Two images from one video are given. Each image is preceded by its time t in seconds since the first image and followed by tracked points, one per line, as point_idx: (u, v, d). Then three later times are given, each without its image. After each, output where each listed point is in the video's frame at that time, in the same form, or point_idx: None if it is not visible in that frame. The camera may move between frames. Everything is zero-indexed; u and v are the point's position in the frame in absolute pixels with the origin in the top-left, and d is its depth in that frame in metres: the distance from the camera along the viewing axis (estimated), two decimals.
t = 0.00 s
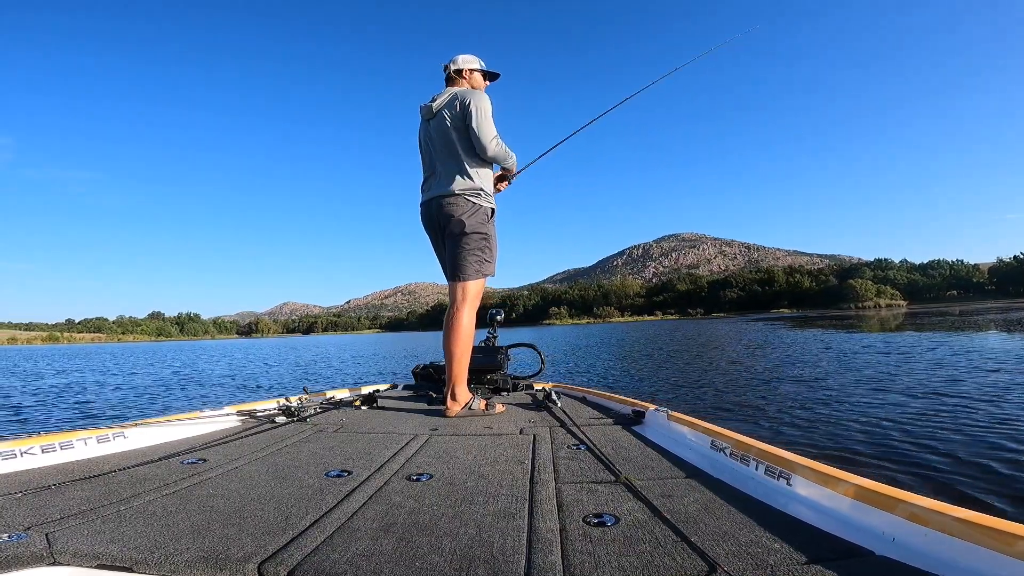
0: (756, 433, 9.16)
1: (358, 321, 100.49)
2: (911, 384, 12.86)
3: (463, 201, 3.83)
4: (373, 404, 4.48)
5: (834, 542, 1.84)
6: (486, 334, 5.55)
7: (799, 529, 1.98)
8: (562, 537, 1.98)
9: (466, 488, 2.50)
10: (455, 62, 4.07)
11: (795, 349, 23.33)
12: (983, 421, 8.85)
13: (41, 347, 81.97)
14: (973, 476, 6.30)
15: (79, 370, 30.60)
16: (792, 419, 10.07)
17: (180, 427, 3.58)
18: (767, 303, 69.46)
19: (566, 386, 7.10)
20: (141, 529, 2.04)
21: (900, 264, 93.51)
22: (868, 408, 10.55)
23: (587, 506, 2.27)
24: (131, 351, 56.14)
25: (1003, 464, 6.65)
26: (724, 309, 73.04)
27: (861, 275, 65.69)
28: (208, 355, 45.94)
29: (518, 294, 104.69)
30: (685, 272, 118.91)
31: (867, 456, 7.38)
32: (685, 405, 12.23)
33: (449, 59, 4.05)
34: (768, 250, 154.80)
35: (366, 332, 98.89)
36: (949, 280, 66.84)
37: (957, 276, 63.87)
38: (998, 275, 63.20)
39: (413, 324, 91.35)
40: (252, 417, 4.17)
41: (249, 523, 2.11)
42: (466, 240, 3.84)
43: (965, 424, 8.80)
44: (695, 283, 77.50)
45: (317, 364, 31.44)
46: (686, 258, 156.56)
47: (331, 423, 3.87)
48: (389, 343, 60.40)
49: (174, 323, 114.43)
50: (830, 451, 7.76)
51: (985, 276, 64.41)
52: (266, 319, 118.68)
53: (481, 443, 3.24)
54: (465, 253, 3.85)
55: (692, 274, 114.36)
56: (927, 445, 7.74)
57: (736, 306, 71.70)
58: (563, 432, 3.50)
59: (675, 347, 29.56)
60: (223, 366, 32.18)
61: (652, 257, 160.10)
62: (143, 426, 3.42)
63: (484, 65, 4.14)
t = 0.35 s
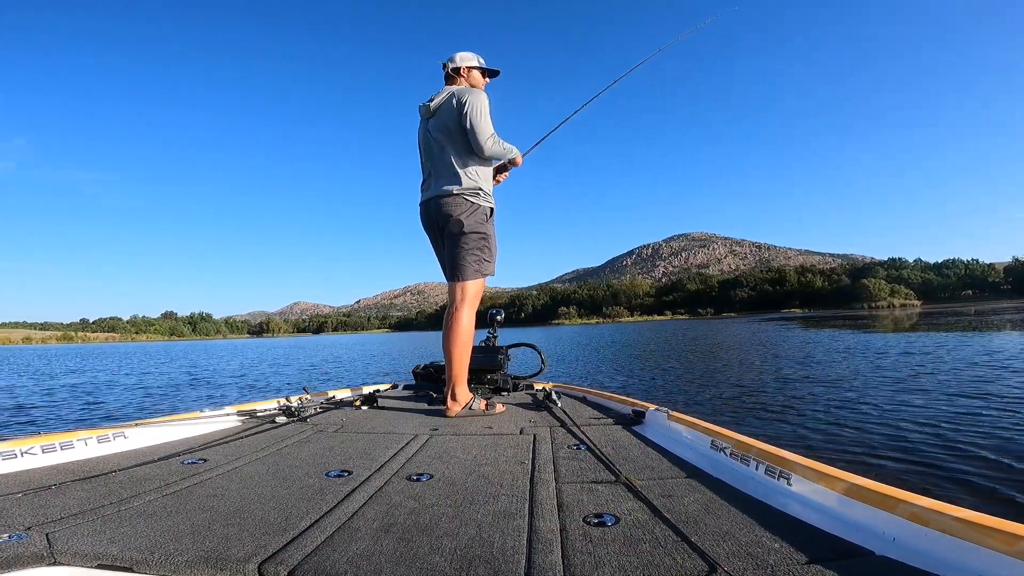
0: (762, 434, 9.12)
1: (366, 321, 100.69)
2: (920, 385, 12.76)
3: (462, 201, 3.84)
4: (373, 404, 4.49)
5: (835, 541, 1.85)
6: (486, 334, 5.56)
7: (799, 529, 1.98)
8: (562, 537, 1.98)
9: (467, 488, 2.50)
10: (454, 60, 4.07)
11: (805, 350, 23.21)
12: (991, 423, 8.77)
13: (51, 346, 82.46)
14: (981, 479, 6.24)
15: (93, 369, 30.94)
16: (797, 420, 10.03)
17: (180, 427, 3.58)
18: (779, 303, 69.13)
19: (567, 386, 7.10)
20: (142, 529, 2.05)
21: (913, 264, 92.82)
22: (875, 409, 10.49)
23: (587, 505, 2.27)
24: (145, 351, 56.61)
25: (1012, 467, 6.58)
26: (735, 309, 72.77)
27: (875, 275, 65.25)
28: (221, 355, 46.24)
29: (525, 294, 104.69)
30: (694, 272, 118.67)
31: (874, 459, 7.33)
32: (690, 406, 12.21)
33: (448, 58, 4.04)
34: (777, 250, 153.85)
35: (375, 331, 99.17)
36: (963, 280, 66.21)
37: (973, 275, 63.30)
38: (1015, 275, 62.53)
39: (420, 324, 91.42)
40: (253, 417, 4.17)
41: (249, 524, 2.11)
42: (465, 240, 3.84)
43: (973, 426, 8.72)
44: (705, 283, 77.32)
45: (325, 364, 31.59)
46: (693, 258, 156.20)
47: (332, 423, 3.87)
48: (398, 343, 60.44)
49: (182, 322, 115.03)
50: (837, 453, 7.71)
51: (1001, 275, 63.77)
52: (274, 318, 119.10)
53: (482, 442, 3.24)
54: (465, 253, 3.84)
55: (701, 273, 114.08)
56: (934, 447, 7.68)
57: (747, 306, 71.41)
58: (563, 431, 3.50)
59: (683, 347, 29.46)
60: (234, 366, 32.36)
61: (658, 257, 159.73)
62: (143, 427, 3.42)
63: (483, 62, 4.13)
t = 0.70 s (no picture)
0: (768, 436, 9.07)
1: (375, 320, 100.95)
2: (929, 386, 12.65)
3: (459, 201, 3.83)
4: (373, 404, 4.49)
5: (837, 542, 1.84)
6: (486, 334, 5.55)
7: (799, 529, 1.97)
8: (562, 536, 1.98)
9: (467, 488, 2.50)
10: (448, 59, 4.07)
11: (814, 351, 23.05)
12: (999, 425, 8.69)
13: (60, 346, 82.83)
14: (988, 483, 6.19)
15: (106, 369, 31.26)
16: (802, 421, 9.99)
17: (179, 427, 3.58)
18: (789, 302, 68.85)
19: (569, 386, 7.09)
20: (142, 529, 2.04)
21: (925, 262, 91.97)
22: (882, 411, 10.42)
23: (587, 506, 2.26)
24: (157, 352, 57.10)
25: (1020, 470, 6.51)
26: (745, 308, 72.52)
27: (888, 274, 64.71)
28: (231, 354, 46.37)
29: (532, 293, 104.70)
30: (702, 272, 118.20)
31: (880, 461, 7.28)
32: (695, 407, 12.18)
33: (442, 58, 4.04)
34: (786, 249, 153.00)
35: (383, 331, 99.28)
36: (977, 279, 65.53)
37: (987, 274, 62.61)
38: None
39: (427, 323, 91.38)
40: (253, 417, 4.17)
41: (248, 523, 2.11)
42: (463, 240, 3.84)
43: (981, 427, 8.65)
44: (715, 282, 77.00)
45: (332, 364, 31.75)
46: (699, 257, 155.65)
47: (332, 423, 3.87)
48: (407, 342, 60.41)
49: (190, 322, 115.70)
50: (842, 455, 7.66)
51: (1016, 274, 63.06)
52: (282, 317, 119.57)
53: (482, 443, 3.24)
54: (463, 253, 3.84)
55: (709, 273, 113.53)
56: (942, 449, 7.62)
57: (757, 305, 71.17)
58: (563, 432, 3.49)
59: (691, 347, 29.34)
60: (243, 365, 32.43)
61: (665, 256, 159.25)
62: (144, 427, 3.42)
63: (478, 60, 4.12)
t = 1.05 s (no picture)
0: (773, 438, 9.03)
1: (382, 320, 101.18)
2: (936, 387, 12.56)
3: (459, 201, 3.83)
4: (374, 404, 4.49)
5: (837, 543, 1.84)
6: (485, 334, 5.55)
7: (799, 529, 1.97)
8: (562, 537, 1.98)
9: (466, 488, 2.50)
10: (446, 58, 4.06)
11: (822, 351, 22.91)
12: (1006, 427, 8.63)
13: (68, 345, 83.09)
14: (994, 486, 6.14)
15: (118, 369, 31.48)
16: (806, 423, 9.95)
17: (180, 427, 3.58)
18: (800, 302, 68.52)
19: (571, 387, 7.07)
20: (142, 529, 2.05)
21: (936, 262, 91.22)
22: (887, 412, 10.37)
23: (587, 506, 2.26)
24: (169, 351, 57.37)
25: None
26: (754, 308, 72.31)
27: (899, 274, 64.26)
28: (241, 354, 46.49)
29: (539, 292, 104.68)
30: (709, 271, 117.86)
31: (884, 462, 7.26)
32: (699, 408, 12.16)
33: (441, 58, 4.04)
34: (794, 248, 151.89)
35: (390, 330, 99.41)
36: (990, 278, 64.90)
37: (1001, 273, 62.02)
38: None
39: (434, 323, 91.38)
40: (253, 417, 4.17)
41: (248, 523, 2.11)
42: (463, 240, 3.84)
43: (987, 429, 8.58)
44: (724, 282, 76.73)
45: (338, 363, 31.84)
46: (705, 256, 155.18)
47: (332, 423, 3.87)
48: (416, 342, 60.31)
49: (197, 322, 116.06)
50: (847, 457, 7.63)
51: None
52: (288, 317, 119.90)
53: (482, 443, 3.24)
54: (463, 253, 3.84)
55: (717, 272, 113.09)
56: (949, 451, 7.57)
57: (766, 305, 70.91)
58: (563, 432, 3.49)
59: (698, 347, 29.20)
60: (250, 365, 32.45)
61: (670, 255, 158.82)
62: (144, 427, 3.42)
63: (476, 60, 4.11)
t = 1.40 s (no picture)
0: (779, 439, 9.00)
1: (390, 319, 101.32)
2: (945, 388, 12.46)
3: (460, 201, 3.83)
4: (374, 404, 4.49)
5: (837, 543, 1.84)
6: (485, 334, 5.55)
7: (800, 529, 1.97)
8: (562, 537, 1.98)
9: (466, 488, 2.50)
10: (446, 57, 4.06)
11: (832, 351, 22.74)
12: (1013, 429, 8.56)
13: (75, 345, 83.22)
14: (1000, 488, 6.10)
15: (129, 368, 31.66)
16: (811, 423, 9.91)
17: (180, 427, 3.58)
18: (810, 301, 68.09)
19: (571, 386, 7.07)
20: (142, 529, 2.05)
21: (947, 261, 90.49)
22: (894, 413, 10.31)
23: (587, 506, 2.26)
24: (180, 351, 57.63)
25: None
26: (764, 307, 72.02)
27: (911, 272, 63.76)
28: (250, 353, 46.50)
29: (545, 291, 104.60)
30: (716, 271, 117.46)
31: (891, 464, 7.21)
32: (704, 408, 12.13)
33: (441, 56, 4.04)
34: (803, 248, 151.05)
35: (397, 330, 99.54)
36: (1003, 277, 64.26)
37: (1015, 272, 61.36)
38: None
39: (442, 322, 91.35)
40: (253, 417, 4.18)
41: (249, 523, 2.11)
42: (465, 241, 3.84)
43: (993, 430, 8.52)
44: (734, 280, 76.44)
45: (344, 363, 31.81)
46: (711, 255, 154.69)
47: (331, 423, 3.87)
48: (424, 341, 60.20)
49: (204, 322, 116.39)
50: (852, 458, 7.59)
51: None
52: (296, 317, 120.15)
53: (482, 442, 3.24)
54: (465, 253, 3.84)
55: (725, 272, 112.61)
56: (956, 452, 7.51)
57: (776, 305, 70.55)
58: (563, 431, 3.50)
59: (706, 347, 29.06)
60: (257, 365, 32.49)
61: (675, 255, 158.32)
62: (144, 426, 3.42)
63: (476, 58, 4.11)
